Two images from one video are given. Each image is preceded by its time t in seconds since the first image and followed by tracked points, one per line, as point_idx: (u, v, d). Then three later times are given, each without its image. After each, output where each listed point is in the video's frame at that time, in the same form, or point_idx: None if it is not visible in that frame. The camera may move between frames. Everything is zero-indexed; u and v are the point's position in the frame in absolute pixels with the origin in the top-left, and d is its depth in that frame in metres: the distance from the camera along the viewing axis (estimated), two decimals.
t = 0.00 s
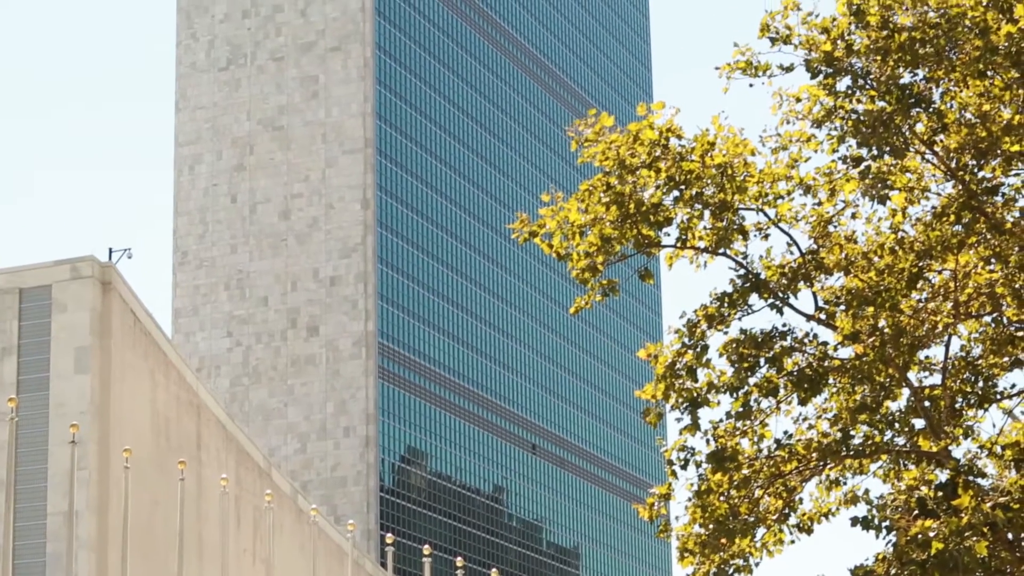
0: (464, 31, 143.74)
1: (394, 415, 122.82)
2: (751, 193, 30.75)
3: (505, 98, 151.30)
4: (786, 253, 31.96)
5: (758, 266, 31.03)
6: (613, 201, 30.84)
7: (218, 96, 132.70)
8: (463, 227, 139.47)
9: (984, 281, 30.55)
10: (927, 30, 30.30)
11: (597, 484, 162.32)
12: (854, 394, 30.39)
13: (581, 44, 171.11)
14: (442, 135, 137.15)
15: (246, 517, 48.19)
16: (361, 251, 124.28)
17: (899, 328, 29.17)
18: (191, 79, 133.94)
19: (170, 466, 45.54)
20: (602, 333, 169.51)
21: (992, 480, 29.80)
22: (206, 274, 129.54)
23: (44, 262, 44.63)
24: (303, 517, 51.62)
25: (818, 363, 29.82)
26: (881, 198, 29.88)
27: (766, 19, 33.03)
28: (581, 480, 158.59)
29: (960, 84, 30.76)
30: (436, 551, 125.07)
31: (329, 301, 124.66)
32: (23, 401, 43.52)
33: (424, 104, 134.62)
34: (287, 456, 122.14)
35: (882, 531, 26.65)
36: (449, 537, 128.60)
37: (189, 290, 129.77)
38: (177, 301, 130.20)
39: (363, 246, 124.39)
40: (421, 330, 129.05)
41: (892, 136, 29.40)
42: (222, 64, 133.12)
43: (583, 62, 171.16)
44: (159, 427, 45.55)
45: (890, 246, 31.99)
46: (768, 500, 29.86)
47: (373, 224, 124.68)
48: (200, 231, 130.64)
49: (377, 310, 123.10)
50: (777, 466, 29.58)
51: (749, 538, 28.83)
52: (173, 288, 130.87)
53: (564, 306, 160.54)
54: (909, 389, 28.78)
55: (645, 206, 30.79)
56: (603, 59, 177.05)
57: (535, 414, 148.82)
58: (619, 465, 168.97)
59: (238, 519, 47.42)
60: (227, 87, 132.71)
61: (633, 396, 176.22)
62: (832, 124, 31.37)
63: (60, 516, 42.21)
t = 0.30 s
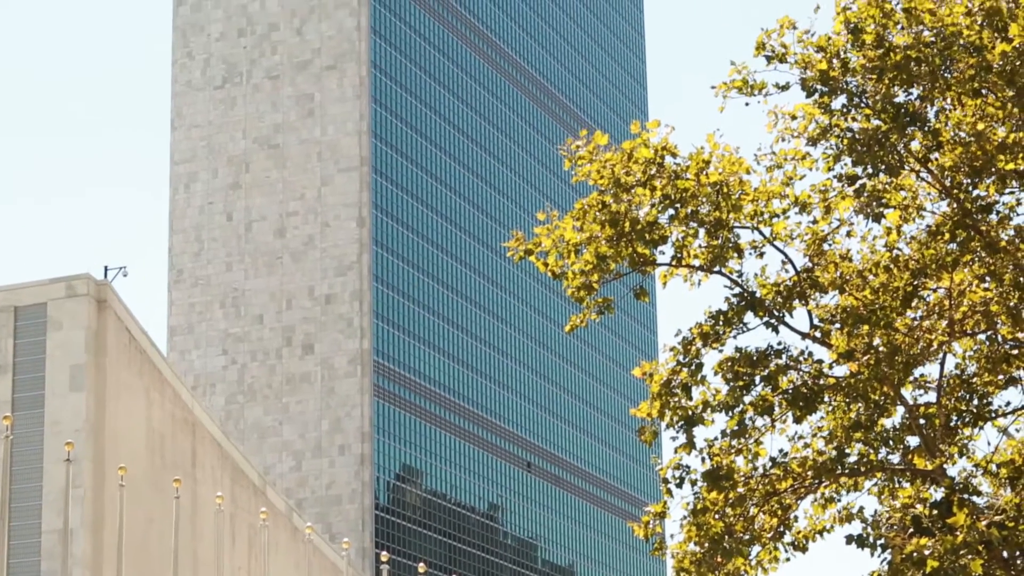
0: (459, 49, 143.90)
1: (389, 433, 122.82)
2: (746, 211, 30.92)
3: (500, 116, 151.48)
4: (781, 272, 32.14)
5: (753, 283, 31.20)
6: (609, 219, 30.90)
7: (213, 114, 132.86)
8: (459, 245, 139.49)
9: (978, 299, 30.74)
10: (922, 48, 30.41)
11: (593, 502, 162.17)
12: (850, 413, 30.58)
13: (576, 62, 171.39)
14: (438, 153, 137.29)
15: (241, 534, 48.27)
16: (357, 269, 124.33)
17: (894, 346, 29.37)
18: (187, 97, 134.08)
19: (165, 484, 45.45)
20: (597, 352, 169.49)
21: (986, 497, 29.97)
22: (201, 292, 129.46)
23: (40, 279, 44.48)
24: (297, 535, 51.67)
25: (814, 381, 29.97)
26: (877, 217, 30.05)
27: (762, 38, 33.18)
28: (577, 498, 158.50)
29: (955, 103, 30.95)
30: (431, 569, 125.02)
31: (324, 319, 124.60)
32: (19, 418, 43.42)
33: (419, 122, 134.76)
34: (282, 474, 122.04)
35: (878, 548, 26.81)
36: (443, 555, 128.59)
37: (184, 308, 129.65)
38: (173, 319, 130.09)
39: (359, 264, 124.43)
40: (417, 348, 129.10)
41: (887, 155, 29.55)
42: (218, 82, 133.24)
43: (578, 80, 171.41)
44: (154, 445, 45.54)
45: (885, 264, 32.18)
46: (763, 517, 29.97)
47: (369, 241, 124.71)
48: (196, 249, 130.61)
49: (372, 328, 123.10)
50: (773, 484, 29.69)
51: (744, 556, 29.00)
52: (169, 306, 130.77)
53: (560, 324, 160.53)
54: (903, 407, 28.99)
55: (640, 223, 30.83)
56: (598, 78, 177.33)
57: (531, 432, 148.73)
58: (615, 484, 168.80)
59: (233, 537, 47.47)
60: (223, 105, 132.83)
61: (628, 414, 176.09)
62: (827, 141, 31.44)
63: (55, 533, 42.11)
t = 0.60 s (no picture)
0: (456, 68, 144.05)
1: (386, 452, 122.85)
2: (743, 230, 31.08)
3: (497, 135, 151.56)
4: (777, 290, 32.27)
5: (750, 302, 31.35)
6: (606, 239, 31.01)
7: (210, 133, 132.98)
8: (455, 264, 139.50)
9: (975, 317, 30.88)
10: (919, 68, 30.57)
11: (589, 522, 162.02)
12: (847, 431, 30.66)
13: (574, 83, 171.57)
14: (435, 172, 137.40)
15: (237, 553, 48.31)
16: (354, 288, 124.31)
17: (891, 366, 29.49)
18: (185, 117, 134.17)
19: (161, 503, 45.43)
20: (594, 371, 169.44)
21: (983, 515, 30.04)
22: (198, 311, 129.37)
23: (36, 298, 44.37)
24: (293, 553, 51.69)
25: (811, 400, 30.07)
26: (873, 236, 30.22)
27: (758, 57, 33.26)
28: (574, 517, 158.40)
29: (951, 122, 31.03)
30: None
31: (321, 338, 124.54)
32: (15, 437, 43.30)
33: (416, 141, 134.89)
34: (278, 493, 121.82)
35: (875, 567, 26.88)
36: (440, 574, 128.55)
37: (180, 327, 129.53)
38: (170, 338, 129.96)
39: (356, 283, 124.45)
40: (413, 368, 129.15)
41: (884, 174, 29.66)
42: (215, 101, 133.46)
43: (575, 100, 171.54)
44: (150, 464, 45.55)
45: (881, 284, 32.31)
46: (760, 536, 29.96)
47: (366, 261, 124.77)
48: (193, 268, 130.60)
49: (368, 347, 123.13)
50: (769, 504, 29.77)
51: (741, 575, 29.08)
52: (166, 324, 130.65)
53: (556, 343, 160.51)
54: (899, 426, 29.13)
55: (638, 242, 30.97)
56: (595, 97, 177.43)
57: (528, 452, 148.67)
58: (611, 502, 168.71)
59: (230, 555, 47.49)
60: (220, 124, 133.01)
61: (624, 433, 175.98)
62: (824, 162, 31.56)
63: (51, 552, 41.94)
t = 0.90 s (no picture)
0: (455, 89, 144.30)
1: (384, 472, 122.91)
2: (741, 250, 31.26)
3: (497, 156, 151.87)
4: (775, 311, 32.41)
5: (748, 322, 31.47)
6: (605, 258, 31.11)
7: (209, 153, 133.08)
8: (455, 284, 139.58)
9: (973, 338, 31.02)
10: (917, 89, 30.70)
11: (588, 542, 161.97)
12: (846, 451, 30.77)
13: (573, 103, 171.99)
14: (434, 192, 137.64)
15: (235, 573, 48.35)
16: (352, 308, 124.42)
17: (890, 387, 29.57)
18: (183, 136, 134.23)
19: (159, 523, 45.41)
20: (593, 391, 169.48)
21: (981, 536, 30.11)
22: (197, 330, 129.24)
23: (35, 318, 44.41)
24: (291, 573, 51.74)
25: (809, 421, 30.17)
26: (872, 256, 30.33)
27: (757, 79, 33.43)
28: (573, 538, 158.38)
29: (949, 143, 31.08)
30: None
31: (320, 357, 124.60)
32: (14, 456, 43.20)
33: (415, 161, 135.11)
34: (276, 513, 121.73)
35: None
36: None
37: (179, 347, 129.44)
38: (168, 357, 129.78)
39: (354, 303, 124.56)
40: (412, 388, 129.25)
41: (883, 195, 29.78)
42: (215, 121, 133.64)
43: (575, 120, 171.93)
44: (149, 483, 45.55)
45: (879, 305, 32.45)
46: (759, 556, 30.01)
47: (364, 280, 124.95)
48: (191, 287, 130.54)
49: (367, 367, 123.23)
50: (768, 524, 29.84)
51: None
52: (164, 344, 130.52)
53: (555, 363, 160.59)
54: (896, 446, 29.24)
55: (637, 262, 31.08)
56: (594, 117, 177.68)
57: (526, 472, 148.68)
58: (610, 522, 168.69)
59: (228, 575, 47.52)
60: (219, 144, 133.15)
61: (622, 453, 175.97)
62: (822, 182, 31.67)
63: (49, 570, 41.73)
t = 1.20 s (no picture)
0: (456, 110, 144.52)
1: (384, 493, 122.88)
2: (743, 270, 31.36)
3: (497, 176, 151.87)
4: (777, 332, 32.47)
5: (749, 342, 31.57)
6: (605, 279, 31.18)
7: (210, 174, 133.22)
8: (455, 305, 139.65)
9: (974, 360, 31.10)
10: (916, 110, 30.82)
11: (588, 563, 161.76)
12: (846, 472, 30.87)
13: (574, 123, 172.06)
14: (434, 213, 137.68)
15: None
16: (352, 328, 124.50)
17: (890, 407, 29.59)
18: (184, 157, 134.34)
19: (159, 543, 45.45)
20: (593, 412, 169.31)
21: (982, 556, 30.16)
22: (197, 351, 129.09)
23: (34, 340, 44.34)
24: None
25: (810, 441, 30.21)
26: (871, 277, 30.42)
27: (756, 101, 33.63)
28: (573, 559, 158.20)
29: (949, 164, 31.10)
30: None
31: (320, 378, 124.64)
32: (14, 477, 43.13)
33: (415, 182, 135.28)
34: (277, 534, 121.64)
35: None
36: None
37: (179, 368, 129.37)
38: (168, 378, 129.60)
39: (354, 323, 124.62)
40: (412, 408, 129.22)
41: (883, 216, 29.90)
42: (215, 142, 133.75)
43: (575, 140, 171.97)
44: (149, 503, 45.57)
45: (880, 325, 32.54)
46: None
47: (364, 301, 125.02)
48: (191, 308, 130.45)
49: (367, 388, 123.27)
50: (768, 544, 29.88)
51: None
52: (165, 365, 130.34)
53: (555, 384, 160.53)
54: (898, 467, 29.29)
55: (639, 283, 31.18)
56: (595, 138, 177.82)
57: (527, 492, 148.55)
58: (611, 543, 168.44)
59: None
60: (219, 165, 133.26)
61: (623, 475, 175.76)
62: (821, 204, 31.77)
63: None
